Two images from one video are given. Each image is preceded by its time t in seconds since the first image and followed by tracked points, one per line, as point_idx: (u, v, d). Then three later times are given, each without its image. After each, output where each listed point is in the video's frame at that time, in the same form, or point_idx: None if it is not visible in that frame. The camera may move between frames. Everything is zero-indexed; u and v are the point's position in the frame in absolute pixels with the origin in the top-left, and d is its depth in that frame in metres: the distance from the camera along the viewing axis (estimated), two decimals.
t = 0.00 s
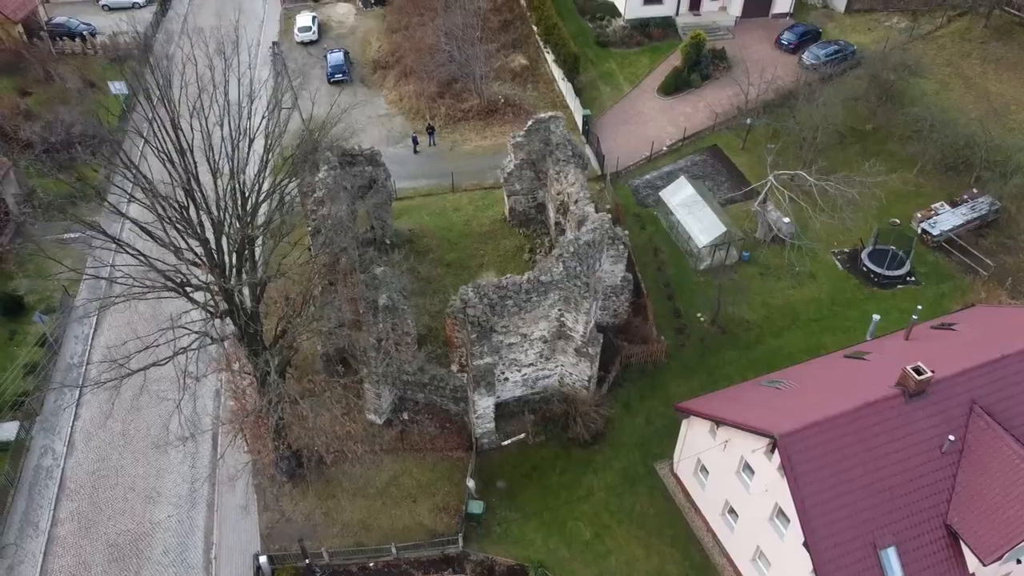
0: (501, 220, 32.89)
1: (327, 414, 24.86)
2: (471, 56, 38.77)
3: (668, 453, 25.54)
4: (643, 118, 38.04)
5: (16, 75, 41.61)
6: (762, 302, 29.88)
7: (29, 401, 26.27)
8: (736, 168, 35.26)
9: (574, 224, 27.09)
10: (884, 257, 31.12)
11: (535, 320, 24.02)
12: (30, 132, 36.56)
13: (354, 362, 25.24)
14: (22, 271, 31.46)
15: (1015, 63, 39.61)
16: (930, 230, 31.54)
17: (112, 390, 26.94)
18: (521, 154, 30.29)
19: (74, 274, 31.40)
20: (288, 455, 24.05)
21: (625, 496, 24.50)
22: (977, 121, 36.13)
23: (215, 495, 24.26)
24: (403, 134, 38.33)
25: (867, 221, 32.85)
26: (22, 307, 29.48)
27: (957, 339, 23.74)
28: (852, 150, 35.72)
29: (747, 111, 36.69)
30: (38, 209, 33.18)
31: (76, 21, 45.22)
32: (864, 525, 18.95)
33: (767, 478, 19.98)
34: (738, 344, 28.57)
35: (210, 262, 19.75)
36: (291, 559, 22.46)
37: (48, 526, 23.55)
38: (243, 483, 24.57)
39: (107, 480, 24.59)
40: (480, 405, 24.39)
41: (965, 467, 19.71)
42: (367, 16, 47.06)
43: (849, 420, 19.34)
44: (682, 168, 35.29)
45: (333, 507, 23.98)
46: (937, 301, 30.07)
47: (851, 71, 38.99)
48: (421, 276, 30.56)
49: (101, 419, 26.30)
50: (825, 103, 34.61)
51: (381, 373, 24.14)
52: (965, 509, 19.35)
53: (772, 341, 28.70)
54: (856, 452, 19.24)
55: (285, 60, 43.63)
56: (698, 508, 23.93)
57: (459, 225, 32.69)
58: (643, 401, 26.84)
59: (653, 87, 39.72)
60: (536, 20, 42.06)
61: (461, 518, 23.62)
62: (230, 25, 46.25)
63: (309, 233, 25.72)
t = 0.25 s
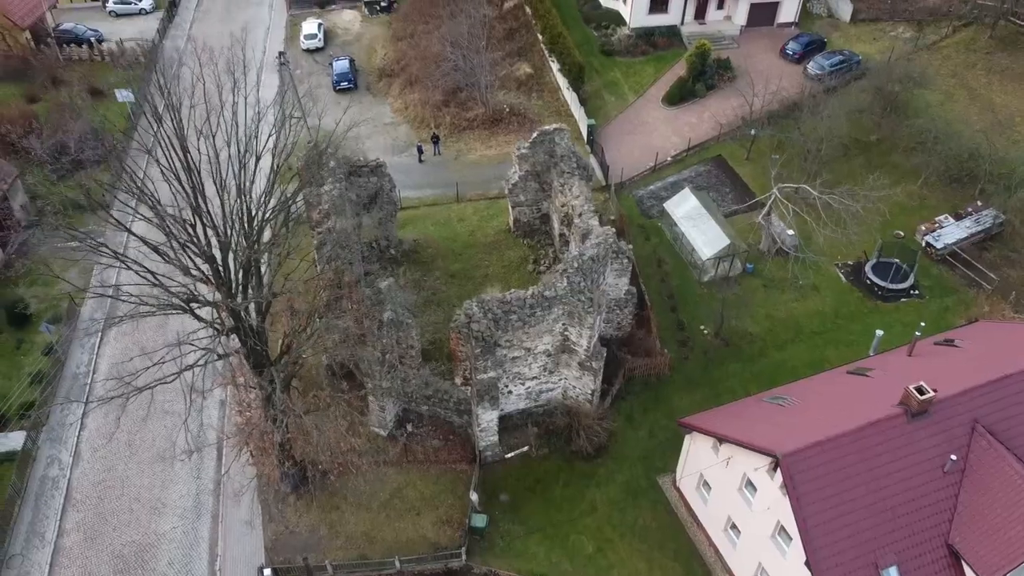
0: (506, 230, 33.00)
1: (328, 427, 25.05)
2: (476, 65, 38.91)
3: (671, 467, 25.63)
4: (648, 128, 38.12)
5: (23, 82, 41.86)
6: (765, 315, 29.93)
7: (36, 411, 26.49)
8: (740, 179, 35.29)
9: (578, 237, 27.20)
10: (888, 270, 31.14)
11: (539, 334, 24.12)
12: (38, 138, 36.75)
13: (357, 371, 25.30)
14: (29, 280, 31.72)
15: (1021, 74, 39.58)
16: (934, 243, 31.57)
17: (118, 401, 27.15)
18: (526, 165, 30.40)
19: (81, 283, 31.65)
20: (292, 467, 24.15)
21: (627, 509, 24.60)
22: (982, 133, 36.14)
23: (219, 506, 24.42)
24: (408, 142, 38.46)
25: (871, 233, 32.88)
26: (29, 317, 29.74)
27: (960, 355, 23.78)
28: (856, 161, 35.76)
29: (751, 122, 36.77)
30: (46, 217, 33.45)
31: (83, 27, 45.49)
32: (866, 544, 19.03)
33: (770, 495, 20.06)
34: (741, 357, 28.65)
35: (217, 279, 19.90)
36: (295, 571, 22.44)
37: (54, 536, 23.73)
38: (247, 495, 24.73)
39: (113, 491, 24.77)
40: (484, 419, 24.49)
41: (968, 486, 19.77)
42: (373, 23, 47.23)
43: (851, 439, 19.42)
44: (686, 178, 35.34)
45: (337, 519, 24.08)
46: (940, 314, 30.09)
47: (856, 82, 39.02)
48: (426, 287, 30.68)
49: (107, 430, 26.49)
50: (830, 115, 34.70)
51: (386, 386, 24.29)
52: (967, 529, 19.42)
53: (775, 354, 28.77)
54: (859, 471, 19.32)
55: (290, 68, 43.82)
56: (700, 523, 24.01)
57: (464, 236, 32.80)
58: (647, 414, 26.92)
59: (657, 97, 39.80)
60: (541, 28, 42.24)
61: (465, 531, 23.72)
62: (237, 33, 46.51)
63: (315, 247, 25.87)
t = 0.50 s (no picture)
0: (509, 240, 33.07)
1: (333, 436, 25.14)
2: (480, 73, 38.95)
3: (673, 479, 25.69)
4: (652, 136, 38.15)
5: (29, 88, 42.02)
6: (769, 326, 29.97)
7: (41, 420, 26.63)
8: (744, 189, 35.30)
9: (581, 249, 27.31)
10: (891, 281, 31.14)
11: (542, 347, 24.22)
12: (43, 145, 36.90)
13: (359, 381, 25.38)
14: (34, 287, 31.90)
15: None
16: (937, 255, 31.58)
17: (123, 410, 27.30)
18: (529, 176, 30.49)
19: (86, 291, 31.81)
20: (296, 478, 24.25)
21: (629, 521, 24.66)
22: (985, 143, 36.15)
23: (223, 516, 24.55)
24: (412, 150, 38.53)
25: (874, 244, 32.92)
26: (34, 325, 29.95)
27: (963, 370, 23.78)
28: (860, 171, 35.77)
29: (755, 131, 36.81)
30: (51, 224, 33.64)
31: (88, 33, 45.64)
32: (867, 561, 19.09)
33: (772, 511, 20.12)
34: (744, 368, 28.68)
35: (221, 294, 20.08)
36: None
37: (59, 546, 23.85)
38: (251, 505, 24.85)
39: (118, 500, 24.89)
40: (487, 430, 24.56)
41: (969, 503, 19.81)
42: (378, 29, 47.35)
43: (853, 456, 19.48)
44: (689, 188, 35.37)
45: (341, 530, 24.17)
46: (943, 326, 30.10)
47: (860, 91, 39.03)
48: (430, 297, 30.77)
49: (111, 439, 26.62)
50: (833, 125, 34.73)
51: (389, 398, 24.39)
52: (969, 546, 19.46)
53: (778, 365, 28.81)
54: (861, 488, 19.38)
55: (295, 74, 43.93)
56: (702, 536, 24.05)
57: (467, 245, 32.88)
58: (649, 425, 26.99)
59: (661, 105, 39.85)
60: (545, 36, 42.32)
61: (467, 543, 23.79)
62: (241, 40, 46.67)
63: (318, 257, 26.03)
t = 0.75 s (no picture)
0: (513, 250, 33.16)
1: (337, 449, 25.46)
2: (485, 83, 39.04)
3: (676, 494, 25.76)
4: (656, 146, 38.21)
5: (35, 96, 42.24)
6: (772, 339, 30.01)
7: (46, 431, 26.81)
8: (748, 200, 35.32)
9: (585, 262, 27.39)
10: (894, 294, 31.17)
11: (545, 362, 24.32)
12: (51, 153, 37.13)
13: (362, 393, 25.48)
14: (41, 296, 32.13)
15: None
16: (940, 268, 31.61)
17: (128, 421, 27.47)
18: (533, 188, 30.59)
19: (91, 301, 32.03)
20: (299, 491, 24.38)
21: (632, 536, 24.73)
22: (989, 155, 36.16)
23: (227, 528, 24.71)
24: (416, 159, 38.63)
25: (878, 257, 32.95)
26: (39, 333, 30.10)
27: (966, 387, 23.80)
28: (864, 182, 35.80)
29: (759, 142, 36.85)
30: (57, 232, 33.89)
31: (94, 40, 45.83)
32: None
33: (774, 530, 20.19)
34: (746, 382, 28.74)
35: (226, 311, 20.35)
36: None
37: (64, 558, 24.00)
38: (254, 517, 25.00)
39: (122, 512, 25.04)
40: (490, 445, 24.66)
41: (971, 523, 19.85)
42: (382, 37, 47.48)
43: (855, 475, 19.54)
44: (692, 199, 35.42)
45: (344, 542, 24.28)
46: (946, 339, 30.13)
47: (864, 101, 39.04)
48: (434, 308, 30.85)
49: (116, 450, 26.77)
50: (837, 137, 34.77)
51: (393, 411, 24.52)
52: (970, 566, 19.50)
53: (781, 379, 28.86)
54: (862, 508, 19.44)
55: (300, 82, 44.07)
56: (704, 551, 24.11)
57: (471, 256, 32.97)
58: (652, 439, 27.06)
59: (665, 115, 39.90)
60: (550, 45, 42.41)
61: (470, 557, 23.91)
62: (246, 47, 46.82)
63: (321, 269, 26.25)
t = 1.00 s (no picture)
0: (516, 260, 33.23)
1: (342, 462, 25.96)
2: (488, 91, 39.10)
3: (678, 506, 25.79)
4: (659, 155, 38.25)
5: (41, 102, 42.45)
6: (774, 351, 30.05)
7: (51, 440, 26.95)
8: (751, 210, 35.32)
9: (588, 274, 27.43)
10: (897, 305, 31.17)
11: (548, 375, 24.39)
12: (56, 160, 37.31)
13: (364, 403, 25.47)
14: (46, 304, 32.32)
15: None
16: (943, 279, 31.60)
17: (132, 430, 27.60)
18: (536, 198, 30.67)
19: (96, 309, 32.22)
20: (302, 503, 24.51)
21: (634, 548, 24.78)
22: (993, 166, 36.13)
23: (230, 539, 24.79)
24: (420, 168, 38.72)
25: (881, 267, 32.94)
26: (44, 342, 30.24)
27: (969, 402, 23.79)
28: (867, 192, 35.79)
29: (762, 152, 36.88)
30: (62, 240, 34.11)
31: (99, 46, 46.03)
32: None
33: (776, 546, 20.23)
34: (749, 393, 28.78)
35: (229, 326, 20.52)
36: None
37: (69, 568, 24.10)
38: (258, 528, 25.10)
39: (126, 522, 25.14)
40: (493, 457, 24.72)
41: (973, 540, 19.87)
42: (386, 44, 47.55)
43: (858, 492, 19.56)
44: (695, 208, 35.46)
45: (347, 554, 24.36)
46: (949, 351, 30.12)
47: (867, 110, 39.03)
48: (437, 318, 30.92)
49: (120, 460, 26.90)
50: (840, 147, 34.78)
51: (396, 423, 24.58)
52: None
53: (783, 390, 28.89)
54: (864, 525, 19.47)
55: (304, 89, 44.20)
56: (707, 564, 24.15)
57: (474, 266, 33.05)
58: (654, 451, 27.11)
59: (669, 123, 39.95)
60: (554, 53, 42.48)
61: (472, 569, 23.95)
62: (250, 53, 47.00)
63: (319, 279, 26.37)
